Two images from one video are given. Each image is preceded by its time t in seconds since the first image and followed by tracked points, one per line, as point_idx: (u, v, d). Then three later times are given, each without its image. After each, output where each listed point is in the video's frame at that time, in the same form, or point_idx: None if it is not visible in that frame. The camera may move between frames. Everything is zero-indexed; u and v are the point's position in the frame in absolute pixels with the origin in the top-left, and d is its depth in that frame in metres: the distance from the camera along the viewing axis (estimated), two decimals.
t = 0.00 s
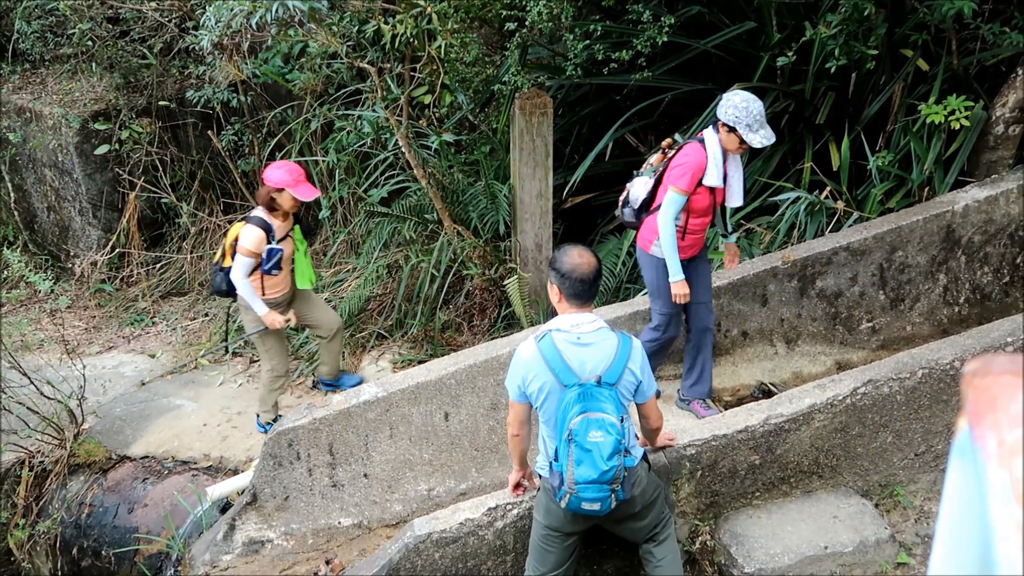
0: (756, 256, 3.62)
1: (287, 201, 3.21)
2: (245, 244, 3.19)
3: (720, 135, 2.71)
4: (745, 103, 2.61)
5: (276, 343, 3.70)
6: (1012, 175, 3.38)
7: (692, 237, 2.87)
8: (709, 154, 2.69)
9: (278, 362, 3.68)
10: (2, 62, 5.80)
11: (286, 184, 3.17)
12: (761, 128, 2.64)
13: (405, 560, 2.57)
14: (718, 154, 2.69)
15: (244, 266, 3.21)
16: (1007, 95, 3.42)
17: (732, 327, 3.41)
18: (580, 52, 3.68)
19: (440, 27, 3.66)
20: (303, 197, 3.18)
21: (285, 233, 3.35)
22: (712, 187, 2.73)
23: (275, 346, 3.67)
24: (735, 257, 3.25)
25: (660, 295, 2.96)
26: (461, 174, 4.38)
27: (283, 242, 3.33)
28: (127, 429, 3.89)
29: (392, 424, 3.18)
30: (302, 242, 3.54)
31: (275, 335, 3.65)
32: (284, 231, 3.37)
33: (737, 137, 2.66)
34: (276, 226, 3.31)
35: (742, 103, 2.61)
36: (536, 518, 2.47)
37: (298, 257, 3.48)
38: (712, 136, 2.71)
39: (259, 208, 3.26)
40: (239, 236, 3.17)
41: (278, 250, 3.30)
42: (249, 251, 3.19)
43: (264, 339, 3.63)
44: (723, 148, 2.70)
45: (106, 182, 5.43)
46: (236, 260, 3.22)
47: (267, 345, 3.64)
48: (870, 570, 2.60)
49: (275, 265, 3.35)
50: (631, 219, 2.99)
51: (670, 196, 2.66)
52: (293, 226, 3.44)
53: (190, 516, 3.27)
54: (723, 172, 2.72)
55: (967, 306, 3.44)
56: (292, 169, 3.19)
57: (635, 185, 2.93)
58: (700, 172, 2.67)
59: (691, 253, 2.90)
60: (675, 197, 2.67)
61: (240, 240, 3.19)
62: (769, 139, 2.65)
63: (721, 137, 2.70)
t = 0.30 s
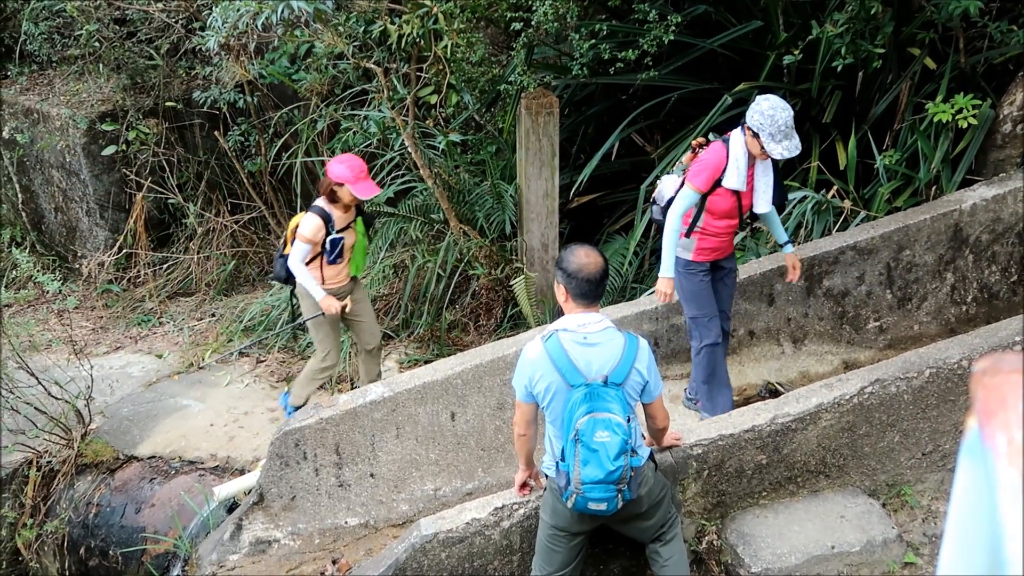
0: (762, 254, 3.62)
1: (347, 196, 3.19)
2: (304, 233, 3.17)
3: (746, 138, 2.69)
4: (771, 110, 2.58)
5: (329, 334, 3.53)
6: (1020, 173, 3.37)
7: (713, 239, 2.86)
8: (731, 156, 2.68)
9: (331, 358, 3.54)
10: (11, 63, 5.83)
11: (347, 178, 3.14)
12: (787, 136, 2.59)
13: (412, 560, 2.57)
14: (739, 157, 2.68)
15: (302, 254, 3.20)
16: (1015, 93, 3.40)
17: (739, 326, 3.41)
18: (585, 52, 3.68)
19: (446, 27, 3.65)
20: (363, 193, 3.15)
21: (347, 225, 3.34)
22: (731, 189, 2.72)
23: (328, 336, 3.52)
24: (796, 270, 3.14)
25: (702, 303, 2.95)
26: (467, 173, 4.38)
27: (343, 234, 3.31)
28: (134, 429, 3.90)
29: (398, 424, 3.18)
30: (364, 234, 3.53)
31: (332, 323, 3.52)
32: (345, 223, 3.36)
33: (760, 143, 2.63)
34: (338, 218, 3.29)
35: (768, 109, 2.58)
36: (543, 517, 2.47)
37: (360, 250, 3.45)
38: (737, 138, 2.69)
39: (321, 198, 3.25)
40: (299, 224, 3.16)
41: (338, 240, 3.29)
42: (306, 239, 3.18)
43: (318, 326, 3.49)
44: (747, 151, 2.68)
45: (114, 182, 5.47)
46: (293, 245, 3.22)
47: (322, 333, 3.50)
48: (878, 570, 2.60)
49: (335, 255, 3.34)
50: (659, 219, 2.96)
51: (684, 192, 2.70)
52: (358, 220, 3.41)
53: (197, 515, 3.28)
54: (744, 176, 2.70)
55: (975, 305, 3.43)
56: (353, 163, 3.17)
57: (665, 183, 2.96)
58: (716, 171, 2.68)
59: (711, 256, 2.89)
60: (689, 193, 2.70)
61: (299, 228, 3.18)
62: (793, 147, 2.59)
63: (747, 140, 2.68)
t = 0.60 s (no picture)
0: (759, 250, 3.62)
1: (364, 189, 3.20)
2: (319, 215, 3.28)
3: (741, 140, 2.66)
4: (762, 111, 2.54)
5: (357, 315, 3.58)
6: (1016, 169, 3.37)
7: (725, 247, 2.83)
8: (724, 159, 2.66)
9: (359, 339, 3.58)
10: (5, 59, 5.81)
11: (366, 172, 3.15)
12: (781, 137, 2.56)
13: (409, 555, 2.57)
14: (732, 160, 2.65)
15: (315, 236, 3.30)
16: (1011, 88, 3.40)
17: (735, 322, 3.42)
18: (582, 48, 3.66)
19: (442, 22, 3.65)
20: (376, 189, 3.14)
21: (365, 216, 3.34)
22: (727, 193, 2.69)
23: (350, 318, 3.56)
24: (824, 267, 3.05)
25: (716, 315, 2.89)
26: (464, 169, 4.38)
27: (361, 224, 3.34)
28: (131, 426, 3.90)
29: (395, 420, 3.18)
30: (390, 229, 3.50)
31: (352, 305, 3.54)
32: (366, 214, 3.36)
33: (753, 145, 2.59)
34: (359, 208, 3.32)
35: (758, 110, 2.54)
36: (540, 513, 2.47)
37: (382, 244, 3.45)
38: (731, 141, 2.67)
39: (345, 185, 3.30)
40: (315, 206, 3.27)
41: (350, 228, 3.31)
42: (320, 221, 3.27)
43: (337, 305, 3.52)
44: (741, 154, 2.65)
45: (109, 179, 5.44)
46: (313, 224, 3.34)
47: (343, 313, 3.54)
48: (874, 565, 2.60)
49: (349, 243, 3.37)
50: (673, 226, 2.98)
51: (678, 198, 2.72)
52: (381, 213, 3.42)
53: (194, 512, 3.28)
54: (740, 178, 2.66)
55: (971, 301, 3.44)
56: (376, 158, 3.15)
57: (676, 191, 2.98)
58: (708, 175, 2.67)
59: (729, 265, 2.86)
60: (684, 199, 2.72)
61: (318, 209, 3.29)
62: (788, 148, 2.56)
63: (741, 142, 2.64)
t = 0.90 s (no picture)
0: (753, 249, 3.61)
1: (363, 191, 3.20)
2: (317, 219, 3.29)
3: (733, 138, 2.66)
4: (756, 108, 2.54)
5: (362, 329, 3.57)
6: (1010, 168, 3.38)
7: (720, 244, 2.83)
8: (714, 156, 2.67)
9: (359, 352, 3.59)
10: None
11: (365, 174, 3.15)
12: (775, 135, 2.55)
13: (404, 555, 2.57)
14: (723, 156, 2.65)
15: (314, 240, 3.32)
16: (1005, 88, 3.41)
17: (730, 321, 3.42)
18: (577, 46, 3.66)
19: (437, 21, 3.65)
20: (375, 191, 3.14)
21: (364, 218, 3.35)
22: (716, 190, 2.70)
23: (355, 327, 3.56)
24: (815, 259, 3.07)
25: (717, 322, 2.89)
26: (459, 168, 4.37)
27: (361, 227, 3.35)
28: (126, 426, 3.89)
29: (391, 419, 3.18)
30: (389, 231, 3.47)
31: (358, 312, 3.54)
32: (366, 216, 3.36)
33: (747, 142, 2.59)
34: (359, 211, 3.33)
35: (754, 107, 2.54)
36: (535, 512, 2.47)
37: (383, 247, 3.44)
38: (723, 138, 2.68)
39: (343, 188, 3.31)
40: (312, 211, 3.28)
41: (348, 231, 3.31)
42: (319, 226, 3.30)
43: (343, 311, 3.53)
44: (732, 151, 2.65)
45: (104, 178, 5.43)
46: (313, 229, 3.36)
47: (348, 320, 3.54)
48: (869, 563, 2.61)
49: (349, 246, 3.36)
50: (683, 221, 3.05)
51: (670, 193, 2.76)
52: (382, 215, 3.42)
53: (189, 512, 3.27)
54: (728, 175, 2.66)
55: (965, 299, 3.44)
56: (375, 161, 3.15)
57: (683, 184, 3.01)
58: (697, 172, 2.69)
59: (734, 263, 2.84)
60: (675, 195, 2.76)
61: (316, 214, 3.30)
62: (781, 146, 2.55)
63: (733, 139, 2.65)
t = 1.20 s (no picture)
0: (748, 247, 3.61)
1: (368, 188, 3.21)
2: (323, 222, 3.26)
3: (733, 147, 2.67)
4: (750, 114, 2.54)
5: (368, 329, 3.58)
6: (1005, 166, 3.38)
7: (728, 257, 2.78)
8: (713, 164, 2.70)
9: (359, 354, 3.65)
10: None
11: (369, 171, 3.16)
12: (773, 141, 2.53)
13: (400, 554, 2.57)
14: (721, 165, 2.67)
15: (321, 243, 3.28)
16: (1000, 86, 3.41)
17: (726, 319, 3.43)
18: (572, 45, 3.66)
19: (432, 19, 3.71)
20: (381, 187, 3.16)
21: (370, 217, 3.34)
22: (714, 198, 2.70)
23: (361, 329, 3.58)
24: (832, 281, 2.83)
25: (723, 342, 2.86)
26: (455, 167, 4.37)
27: (367, 226, 3.34)
28: (121, 425, 3.88)
29: (387, 418, 3.18)
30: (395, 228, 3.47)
31: (364, 315, 3.54)
32: (371, 215, 3.36)
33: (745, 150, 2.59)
34: (364, 210, 3.33)
35: (750, 113, 2.53)
36: (531, 510, 2.47)
37: (391, 245, 3.44)
38: (724, 148, 2.70)
39: (346, 189, 3.30)
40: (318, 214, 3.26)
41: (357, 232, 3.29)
42: (325, 228, 3.26)
43: (350, 314, 3.53)
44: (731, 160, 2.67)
45: (99, 177, 5.43)
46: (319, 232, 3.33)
47: (354, 323, 3.55)
48: (865, 561, 2.61)
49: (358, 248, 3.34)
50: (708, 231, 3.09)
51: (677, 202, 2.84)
52: (388, 212, 3.42)
53: (185, 511, 3.27)
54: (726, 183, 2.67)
55: (961, 297, 3.45)
56: (377, 157, 3.18)
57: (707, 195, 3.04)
58: (696, 180, 2.73)
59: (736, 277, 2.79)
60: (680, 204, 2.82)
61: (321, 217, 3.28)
62: (778, 152, 2.53)
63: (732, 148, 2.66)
